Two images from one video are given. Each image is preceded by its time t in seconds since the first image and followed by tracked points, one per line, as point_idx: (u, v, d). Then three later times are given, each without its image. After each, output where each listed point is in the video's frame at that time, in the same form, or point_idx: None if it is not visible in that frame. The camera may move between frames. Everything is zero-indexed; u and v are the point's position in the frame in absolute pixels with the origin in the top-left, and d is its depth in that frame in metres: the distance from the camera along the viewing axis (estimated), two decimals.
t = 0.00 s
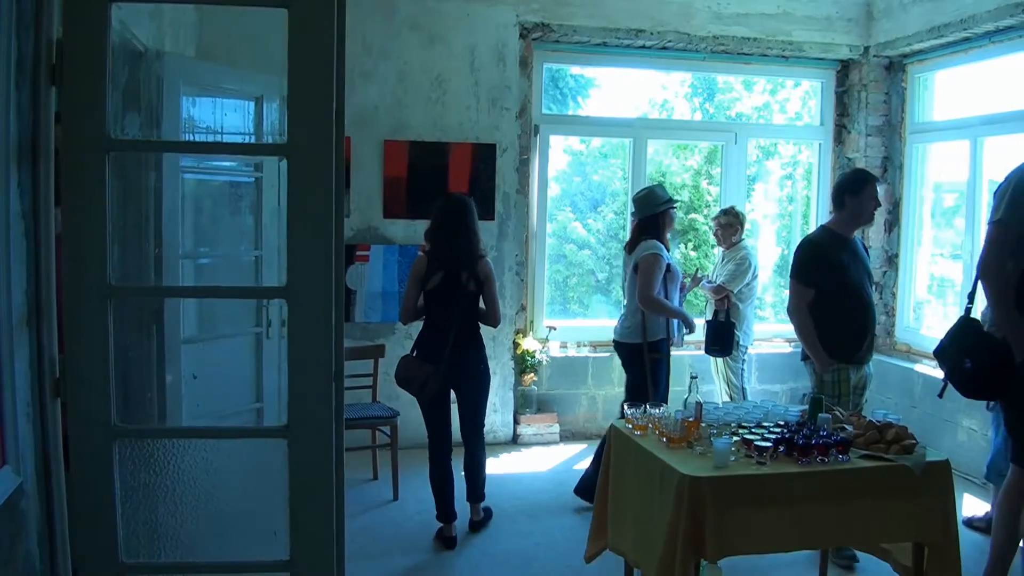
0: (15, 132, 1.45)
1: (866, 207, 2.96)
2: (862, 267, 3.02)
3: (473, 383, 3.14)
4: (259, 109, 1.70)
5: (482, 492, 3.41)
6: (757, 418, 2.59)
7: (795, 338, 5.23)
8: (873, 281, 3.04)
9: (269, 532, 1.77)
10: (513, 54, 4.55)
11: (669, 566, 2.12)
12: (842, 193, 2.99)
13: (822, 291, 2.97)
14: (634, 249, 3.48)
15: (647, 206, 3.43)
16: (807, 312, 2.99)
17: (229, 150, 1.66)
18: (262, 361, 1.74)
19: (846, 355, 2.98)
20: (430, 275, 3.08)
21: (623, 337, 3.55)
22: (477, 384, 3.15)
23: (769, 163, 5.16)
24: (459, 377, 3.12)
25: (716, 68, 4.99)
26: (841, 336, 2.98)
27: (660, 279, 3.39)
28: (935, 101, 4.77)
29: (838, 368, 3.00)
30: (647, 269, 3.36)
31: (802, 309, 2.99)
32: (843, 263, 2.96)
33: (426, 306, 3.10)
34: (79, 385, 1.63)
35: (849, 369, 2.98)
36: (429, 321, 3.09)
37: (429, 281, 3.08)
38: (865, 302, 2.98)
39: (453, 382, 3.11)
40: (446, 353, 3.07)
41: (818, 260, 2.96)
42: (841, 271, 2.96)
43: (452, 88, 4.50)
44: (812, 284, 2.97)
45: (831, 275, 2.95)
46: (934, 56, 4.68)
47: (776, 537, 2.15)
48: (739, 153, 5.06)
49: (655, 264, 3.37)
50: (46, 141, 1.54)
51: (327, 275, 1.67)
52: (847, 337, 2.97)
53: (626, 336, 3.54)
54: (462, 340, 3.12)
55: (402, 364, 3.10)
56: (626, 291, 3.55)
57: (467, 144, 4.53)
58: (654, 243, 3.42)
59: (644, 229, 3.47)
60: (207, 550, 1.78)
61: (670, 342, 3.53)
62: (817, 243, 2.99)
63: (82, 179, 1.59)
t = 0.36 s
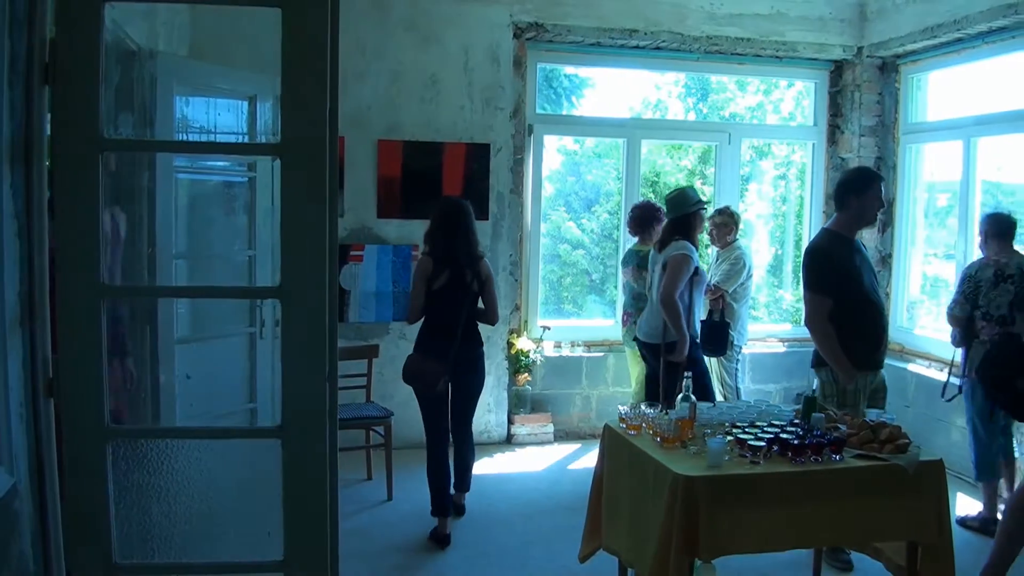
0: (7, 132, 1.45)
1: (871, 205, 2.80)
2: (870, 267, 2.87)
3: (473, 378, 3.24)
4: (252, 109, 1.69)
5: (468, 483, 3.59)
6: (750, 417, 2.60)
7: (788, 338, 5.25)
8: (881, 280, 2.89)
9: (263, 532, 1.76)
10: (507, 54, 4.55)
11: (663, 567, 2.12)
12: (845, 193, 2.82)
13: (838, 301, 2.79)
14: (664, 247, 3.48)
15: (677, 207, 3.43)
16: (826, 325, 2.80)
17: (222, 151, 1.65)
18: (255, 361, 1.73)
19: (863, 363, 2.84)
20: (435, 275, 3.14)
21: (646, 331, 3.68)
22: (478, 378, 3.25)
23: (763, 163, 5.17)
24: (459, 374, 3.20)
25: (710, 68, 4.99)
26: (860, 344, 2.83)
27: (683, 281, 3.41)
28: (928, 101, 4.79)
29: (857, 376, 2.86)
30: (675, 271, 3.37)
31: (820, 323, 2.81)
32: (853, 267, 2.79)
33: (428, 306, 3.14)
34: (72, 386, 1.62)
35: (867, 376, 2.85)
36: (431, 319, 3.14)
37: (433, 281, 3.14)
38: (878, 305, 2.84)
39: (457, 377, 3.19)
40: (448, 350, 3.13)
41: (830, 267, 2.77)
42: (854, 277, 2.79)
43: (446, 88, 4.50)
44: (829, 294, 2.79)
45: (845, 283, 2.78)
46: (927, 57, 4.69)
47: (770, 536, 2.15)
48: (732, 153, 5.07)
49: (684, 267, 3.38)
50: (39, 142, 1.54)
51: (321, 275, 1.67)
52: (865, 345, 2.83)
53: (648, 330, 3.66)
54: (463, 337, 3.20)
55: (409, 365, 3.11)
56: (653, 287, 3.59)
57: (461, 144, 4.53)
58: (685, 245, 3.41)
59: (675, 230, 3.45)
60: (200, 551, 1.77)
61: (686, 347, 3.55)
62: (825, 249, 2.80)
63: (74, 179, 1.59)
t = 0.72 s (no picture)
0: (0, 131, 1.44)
1: (881, 207, 2.76)
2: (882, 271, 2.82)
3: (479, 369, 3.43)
4: (247, 109, 1.68)
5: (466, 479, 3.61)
6: (746, 417, 2.60)
7: (784, 338, 5.27)
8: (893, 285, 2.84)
9: (258, 533, 1.76)
10: (502, 54, 4.54)
11: (659, 568, 2.12)
12: (856, 191, 2.78)
13: (843, 303, 2.77)
14: (713, 250, 3.46)
15: (726, 209, 3.41)
16: (830, 327, 2.78)
17: (217, 150, 1.64)
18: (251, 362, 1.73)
19: (868, 370, 2.78)
20: (444, 272, 3.30)
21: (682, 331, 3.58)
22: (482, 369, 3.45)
23: (758, 162, 5.18)
24: (466, 366, 3.37)
25: (705, 68, 5.00)
26: (868, 349, 2.77)
27: (731, 283, 3.37)
28: (923, 101, 4.80)
29: (862, 384, 2.80)
30: (722, 272, 3.34)
31: (824, 325, 2.79)
32: (860, 270, 2.76)
33: (438, 302, 3.32)
34: (68, 387, 1.62)
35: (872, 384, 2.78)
36: (433, 312, 3.32)
37: (443, 277, 3.30)
38: (887, 309, 2.80)
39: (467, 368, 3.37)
40: (450, 342, 3.29)
41: (835, 269, 2.76)
42: (861, 280, 2.76)
43: (441, 87, 4.50)
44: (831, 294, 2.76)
45: (851, 285, 2.75)
46: (922, 56, 4.71)
47: (767, 535, 2.15)
48: (728, 153, 5.07)
49: (732, 270, 3.34)
50: (35, 142, 1.53)
51: (316, 275, 1.67)
52: (871, 350, 2.77)
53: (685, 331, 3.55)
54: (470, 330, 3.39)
55: (421, 358, 3.31)
56: (697, 288, 3.54)
57: (456, 143, 4.52)
58: (735, 247, 3.40)
59: (723, 231, 3.45)
60: (196, 552, 1.77)
61: (720, 347, 3.42)
62: (831, 250, 2.79)
63: (69, 178, 1.58)
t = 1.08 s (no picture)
0: None
1: (905, 209, 2.71)
2: (902, 277, 2.77)
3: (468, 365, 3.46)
4: (237, 107, 1.67)
5: (455, 478, 3.62)
6: (736, 415, 2.61)
7: (774, 336, 5.32)
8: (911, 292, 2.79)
9: (249, 533, 1.75)
10: (493, 53, 4.54)
11: (649, 567, 2.12)
12: (880, 193, 2.74)
13: (852, 306, 2.76)
14: (733, 244, 3.47)
15: (749, 204, 3.39)
16: (837, 329, 2.77)
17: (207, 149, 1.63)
18: (241, 362, 1.71)
19: (875, 376, 2.78)
20: (441, 268, 3.28)
21: (707, 328, 3.58)
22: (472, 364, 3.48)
23: (748, 162, 5.19)
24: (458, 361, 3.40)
25: (696, 67, 5.01)
26: (875, 354, 2.77)
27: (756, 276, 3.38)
28: (913, 101, 4.83)
29: (868, 388, 2.79)
30: (745, 265, 3.35)
31: (832, 325, 2.78)
32: (874, 273, 2.74)
33: (432, 298, 3.30)
34: (59, 386, 1.61)
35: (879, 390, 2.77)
36: (426, 307, 3.31)
37: (439, 273, 3.29)
38: (901, 315, 2.78)
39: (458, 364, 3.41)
40: (443, 335, 3.32)
41: (847, 270, 2.74)
42: (874, 283, 2.74)
43: (432, 86, 4.49)
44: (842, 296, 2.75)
45: (862, 288, 2.74)
46: (912, 57, 4.73)
47: (756, 533, 2.16)
48: (718, 152, 5.08)
49: (754, 264, 3.36)
50: (24, 141, 1.52)
51: (306, 274, 1.66)
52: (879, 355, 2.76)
53: (713, 328, 3.55)
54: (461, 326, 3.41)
55: (414, 353, 3.34)
56: (719, 284, 3.54)
57: (447, 142, 4.52)
58: (756, 240, 3.41)
59: (745, 227, 3.44)
60: (186, 552, 1.76)
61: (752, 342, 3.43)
62: (847, 251, 2.76)
63: (58, 176, 1.57)
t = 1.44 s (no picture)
0: None
1: (940, 207, 2.69)
2: (934, 273, 2.74)
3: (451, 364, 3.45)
4: (225, 106, 1.66)
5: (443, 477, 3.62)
6: (723, 413, 2.62)
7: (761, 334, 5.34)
8: (943, 290, 2.76)
9: (237, 533, 1.74)
10: (481, 52, 4.53)
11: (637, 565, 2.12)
12: (916, 189, 2.70)
13: (882, 301, 2.73)
14: (733, 242, 3.48)
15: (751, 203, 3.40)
16: (865, 321, 2.75)
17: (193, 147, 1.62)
18: (229, 363, 1.70)
19: (902, 376, 2.74)
20: (424, 267, 3.29)
21: (708, 327, 3.59)
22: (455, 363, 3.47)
23: (735, 161, 5.21)
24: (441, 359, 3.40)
25: (683, 67, 5.03)
26: (903, 350, 2.73)
27: (756, 275, 3.40)
28: (900, 100, 4.86)
29: (895, 388, 2.75)
30: (745, 264, 3.37)
31: (860, 318, 2.75)
32: (905, 268, 2.71)
33: (416, 297, 3.30)
34: (45, 386, 1.60)
35: (906, 389, 2.74)
36: (408, 306, 3.30)
37: (423, 272, 3.29)
38: (930, 312, 2.75)
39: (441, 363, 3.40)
40: (428, 333, 3.32)
41: (878, 262, 2.71)
42: (905, 277, 2.71)
43: (419, 85, 4.48)
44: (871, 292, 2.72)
45: (892, 282, 2.71)
46: (898, 56, 4.76)
47: (742, 530, 2.17)
48: (705, 151, 5.10)
49: (754, 262, 3.38)
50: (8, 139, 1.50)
51: (293, 274, 1.65)
52: (907, 354, 2.73)
53: (715, 327, 3.56)
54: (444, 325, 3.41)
55: (397, 350, 3.32)
56: (718, 283, 3.56)
57: (435, 141, 4.51)
58: (755, 238, 3.42)
59: (744, 225, 3.46)
60: (173, 554, 1.74)
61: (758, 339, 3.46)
62: (879, 245, 2.73)
63: (41, 174, 1.56)
